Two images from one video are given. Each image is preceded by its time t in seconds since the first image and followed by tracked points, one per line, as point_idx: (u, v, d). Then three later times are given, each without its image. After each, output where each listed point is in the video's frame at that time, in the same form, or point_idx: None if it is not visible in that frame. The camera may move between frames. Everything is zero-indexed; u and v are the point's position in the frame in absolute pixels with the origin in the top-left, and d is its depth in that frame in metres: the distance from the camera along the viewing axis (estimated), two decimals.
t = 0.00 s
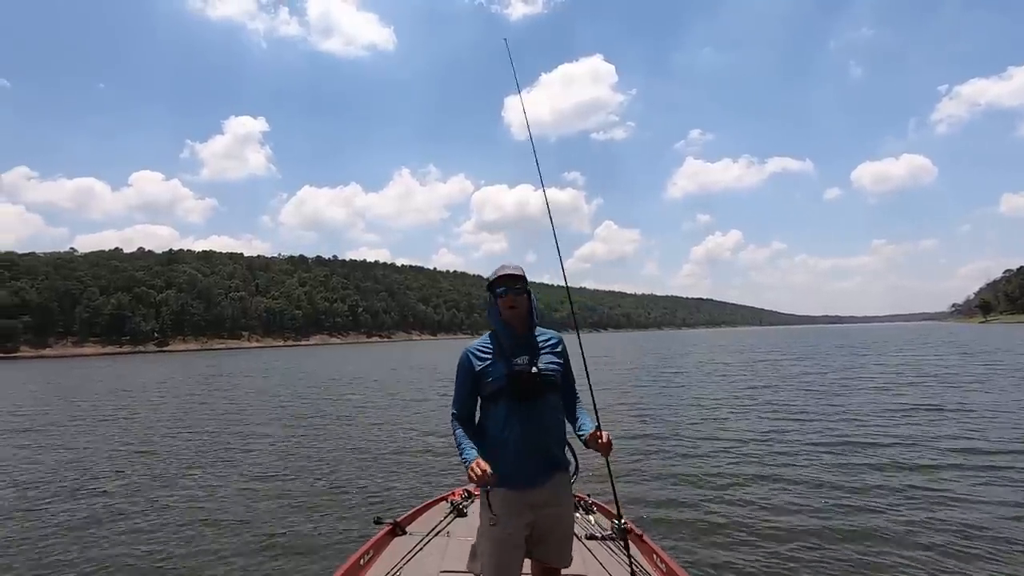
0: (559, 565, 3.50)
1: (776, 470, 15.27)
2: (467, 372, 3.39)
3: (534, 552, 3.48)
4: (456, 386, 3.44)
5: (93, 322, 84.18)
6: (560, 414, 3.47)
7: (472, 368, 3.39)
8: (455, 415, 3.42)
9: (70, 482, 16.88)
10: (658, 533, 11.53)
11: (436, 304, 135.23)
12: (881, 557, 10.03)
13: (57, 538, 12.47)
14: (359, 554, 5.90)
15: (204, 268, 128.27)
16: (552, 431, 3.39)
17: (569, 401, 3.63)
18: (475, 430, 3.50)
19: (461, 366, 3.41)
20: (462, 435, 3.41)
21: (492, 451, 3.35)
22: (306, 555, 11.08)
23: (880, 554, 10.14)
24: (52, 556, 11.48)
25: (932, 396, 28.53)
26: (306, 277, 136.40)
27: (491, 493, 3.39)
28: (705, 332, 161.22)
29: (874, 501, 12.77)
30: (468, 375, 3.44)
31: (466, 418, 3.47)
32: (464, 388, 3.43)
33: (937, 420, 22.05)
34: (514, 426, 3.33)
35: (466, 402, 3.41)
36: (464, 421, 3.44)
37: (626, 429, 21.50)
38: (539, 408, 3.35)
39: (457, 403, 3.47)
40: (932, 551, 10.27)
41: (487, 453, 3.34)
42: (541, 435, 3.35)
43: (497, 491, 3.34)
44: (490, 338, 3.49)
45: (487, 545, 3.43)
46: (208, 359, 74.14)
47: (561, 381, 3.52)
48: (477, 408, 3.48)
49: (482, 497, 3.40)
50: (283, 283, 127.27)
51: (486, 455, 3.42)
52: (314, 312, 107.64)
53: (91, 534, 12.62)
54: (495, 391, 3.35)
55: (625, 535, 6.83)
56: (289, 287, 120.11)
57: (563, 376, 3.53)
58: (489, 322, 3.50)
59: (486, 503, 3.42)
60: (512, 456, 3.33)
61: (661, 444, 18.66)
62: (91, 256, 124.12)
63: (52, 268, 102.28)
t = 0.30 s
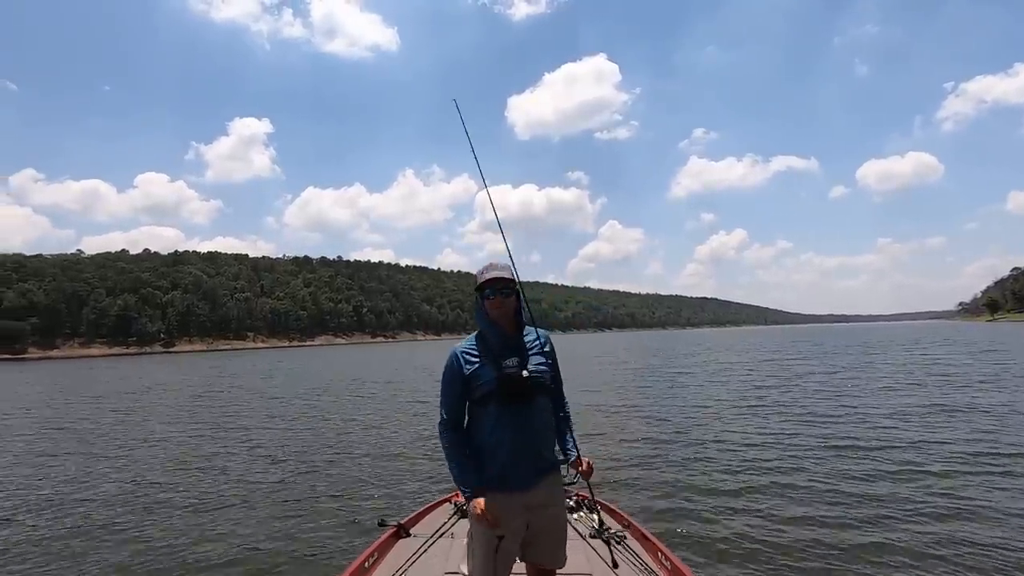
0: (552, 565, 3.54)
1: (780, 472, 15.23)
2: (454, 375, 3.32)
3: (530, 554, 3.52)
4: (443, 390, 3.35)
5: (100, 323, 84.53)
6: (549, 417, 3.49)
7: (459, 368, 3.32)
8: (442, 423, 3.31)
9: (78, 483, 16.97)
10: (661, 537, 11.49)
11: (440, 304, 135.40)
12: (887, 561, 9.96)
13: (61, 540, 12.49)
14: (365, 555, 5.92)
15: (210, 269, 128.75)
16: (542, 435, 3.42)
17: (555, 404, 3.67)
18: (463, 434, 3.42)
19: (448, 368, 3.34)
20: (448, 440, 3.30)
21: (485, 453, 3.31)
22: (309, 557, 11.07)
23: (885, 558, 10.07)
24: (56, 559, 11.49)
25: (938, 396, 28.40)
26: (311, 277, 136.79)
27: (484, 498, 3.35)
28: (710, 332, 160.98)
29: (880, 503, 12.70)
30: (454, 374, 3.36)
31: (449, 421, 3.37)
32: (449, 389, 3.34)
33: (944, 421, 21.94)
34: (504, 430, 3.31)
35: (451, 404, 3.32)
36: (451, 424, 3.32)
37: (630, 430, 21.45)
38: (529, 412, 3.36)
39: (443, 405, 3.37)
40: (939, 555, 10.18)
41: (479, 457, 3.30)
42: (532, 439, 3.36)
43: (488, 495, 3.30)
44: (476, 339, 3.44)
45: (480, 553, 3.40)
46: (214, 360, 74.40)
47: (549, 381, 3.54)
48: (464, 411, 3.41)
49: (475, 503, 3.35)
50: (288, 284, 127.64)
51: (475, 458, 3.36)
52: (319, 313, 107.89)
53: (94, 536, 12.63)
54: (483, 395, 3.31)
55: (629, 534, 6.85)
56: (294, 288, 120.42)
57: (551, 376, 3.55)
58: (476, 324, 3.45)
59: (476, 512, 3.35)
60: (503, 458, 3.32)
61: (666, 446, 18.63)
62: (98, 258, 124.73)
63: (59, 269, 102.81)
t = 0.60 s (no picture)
0: (550, 561, 3.60)
1: (785, 475, 15.13)
2: (452, 380, 3.28)
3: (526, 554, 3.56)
4: (439, 393, 3.29)
5: (106, 321, 84.94)
6: (539, 419, 3.55)
7: (450, 369, 3.28)
8: (439, 429, 3.25)
9: (85, 480, 17.12)
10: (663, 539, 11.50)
11: (445, 303, 135.56)
12: (893, 568, 9.83)
13: (62, 538, 12.52)
14: (371, 557, 6.00)
15: (216, 267, 129.40)
16: (535, 436, 3.47)
17: (543, 406, 3.71)
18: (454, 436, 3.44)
19: (444, 372, 3.29)
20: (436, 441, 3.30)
21: (483, 455, 3.28)
22: (310, 558, 11.06)
23: (891, 565, 9.94)
24: (57, 557, 11.52)
25: (947, 400, 28.13)
26: (316, 276, 137.11)
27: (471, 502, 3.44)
28: (715, 333, 160.51)
29: (886, 508, 12.57)
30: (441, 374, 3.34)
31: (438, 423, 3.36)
32: (439, 390, 3.31)
33: (953, 424, 21.70)
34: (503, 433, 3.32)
35: (441, 404, 3.30)
36: (439, 427, 3.28)
37: (636, 432, 21.38)
38: (522, 414, 3.40)
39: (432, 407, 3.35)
40: (946, 564, 10.03)
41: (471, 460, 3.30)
42: (527, 441, 3.40)
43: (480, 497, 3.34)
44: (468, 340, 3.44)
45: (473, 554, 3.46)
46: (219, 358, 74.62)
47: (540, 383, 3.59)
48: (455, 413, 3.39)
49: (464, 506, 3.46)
50: (293, 283, 128.01)
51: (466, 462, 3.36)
52: (324, 312, 108.13)
53: (96, 534, 12.66)
54: (479, 398, 3.30)
55: (634, 532, 6.87)
56: (299, 287, 120.77)
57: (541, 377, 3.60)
58: (470, 328, 3.43)
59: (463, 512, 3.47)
60: (497, 461, 3.33)
61: (670, 447, 18.58)
62: (105, 256, 125.32)
63: (67, 267, 103.41)
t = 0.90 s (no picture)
0: (541, 550, 3.73)
1: (789, 479, 15.02)
2: (477, 381, 3.23)
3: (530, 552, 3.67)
4: (463, 394, 3.20)
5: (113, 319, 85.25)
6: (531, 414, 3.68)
7: (470, 371, 3.22)
8: (467, 429, 3.18)
9: (87, 476, 17.15)
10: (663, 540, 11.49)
11: (449, 303, 135.76)
12: (896, 575, 9.70)
13: (62, 534, 12.53)
14: (370, 556, 6.01)
15: (222, 265, 129.84)
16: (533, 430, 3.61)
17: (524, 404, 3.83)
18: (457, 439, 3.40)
19: (467, 371, 3.22)
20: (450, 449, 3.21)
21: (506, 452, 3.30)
22: (308, 557, 11.02)
23: (892, 571, 9.85)
24: (55, 553, 11.54)
25: (953, 404, 27.98)
26: (320, 275, 137.51)
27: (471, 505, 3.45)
28: (720, 335, 160.31)
29: (891, 513, 12.44)
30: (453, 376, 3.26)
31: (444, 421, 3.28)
32: (455, 393, 3.21)
33: (959, 429, 21.54)
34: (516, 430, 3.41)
35: (457, 406, 3.21)
36: (456, 431, 3.17)
37: (639, 435, 21.30)
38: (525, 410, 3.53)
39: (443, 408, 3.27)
40: (945, 567, 10.04)
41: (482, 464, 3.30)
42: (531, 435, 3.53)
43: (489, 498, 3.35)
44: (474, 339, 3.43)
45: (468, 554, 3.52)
46: (224, 356, 74.83)
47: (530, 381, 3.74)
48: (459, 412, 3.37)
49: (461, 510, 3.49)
50: (298, 281, 128.32)
51: (475, 464, 3.34)
52: (328, 311, 108.36)
53: (95, 531, 12.64)
54: (496, 396, 3.32)
55: (633, 531, 6.89)
56: (304, 286, 121.04)
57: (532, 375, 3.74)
58: (482, 328, 3.44)
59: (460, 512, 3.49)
60: (506, 461, 3.37)
61: (671, 449, 18.58)
62: (111, 253, 125.80)
63: (74, 264, 103.87)
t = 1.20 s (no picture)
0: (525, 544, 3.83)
1: (789, 483, 15.01)
2: (507, 372, 3.26)
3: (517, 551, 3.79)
4: (497, 386, 3.20)
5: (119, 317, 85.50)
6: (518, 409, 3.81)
7: (499, 362, 3.23)
8: (504, 420, 3.18)
9: (86, 474, 17.16)
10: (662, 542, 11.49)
11: (452, 303, 135.85)
12: None
13: (61, 530, 12.60)
14: (364, 555, 5.98)
15: (227, 264, 130.18)
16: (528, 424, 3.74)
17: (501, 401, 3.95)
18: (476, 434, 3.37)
19: (496, 362, 3.23)
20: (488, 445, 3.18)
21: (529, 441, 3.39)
22: (305, 555, 11.06)
23: None
24: (54, 549, 11.60)
25: (957, 407, 27.88)
26: (325, 275, 137.66)
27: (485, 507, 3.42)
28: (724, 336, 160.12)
29: (890, 520, 12.39)
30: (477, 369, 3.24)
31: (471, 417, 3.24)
32: (485, 384, 3.18)
33: (963, 433, 21.46)
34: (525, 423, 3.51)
35: (492, 401, 3.20)
36: (495, 425, 3.16)
37: (641, 436, 21.32)
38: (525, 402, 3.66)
39: (472, 402, 3.20)
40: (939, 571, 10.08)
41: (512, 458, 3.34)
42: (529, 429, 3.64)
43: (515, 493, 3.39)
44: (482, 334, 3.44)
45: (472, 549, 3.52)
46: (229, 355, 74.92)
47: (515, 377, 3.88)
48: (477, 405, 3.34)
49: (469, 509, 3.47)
50: (302, 281, 128.52)
51: (498, 459, 3.35)
52: (333, 310, 108.55)
53: (94, 528, 12.70)
54: (519, 386, 3.38)
55: (629, 532, 6.90)
56: (308, 286, 121.24)
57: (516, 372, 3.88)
58: (492, 322, 3.49)
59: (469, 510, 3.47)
60: (521, 456, 3.46)
61: (671, 452, 18.58)
62: (117, 252, 126.16)
63: (80, 263, 104.21)
